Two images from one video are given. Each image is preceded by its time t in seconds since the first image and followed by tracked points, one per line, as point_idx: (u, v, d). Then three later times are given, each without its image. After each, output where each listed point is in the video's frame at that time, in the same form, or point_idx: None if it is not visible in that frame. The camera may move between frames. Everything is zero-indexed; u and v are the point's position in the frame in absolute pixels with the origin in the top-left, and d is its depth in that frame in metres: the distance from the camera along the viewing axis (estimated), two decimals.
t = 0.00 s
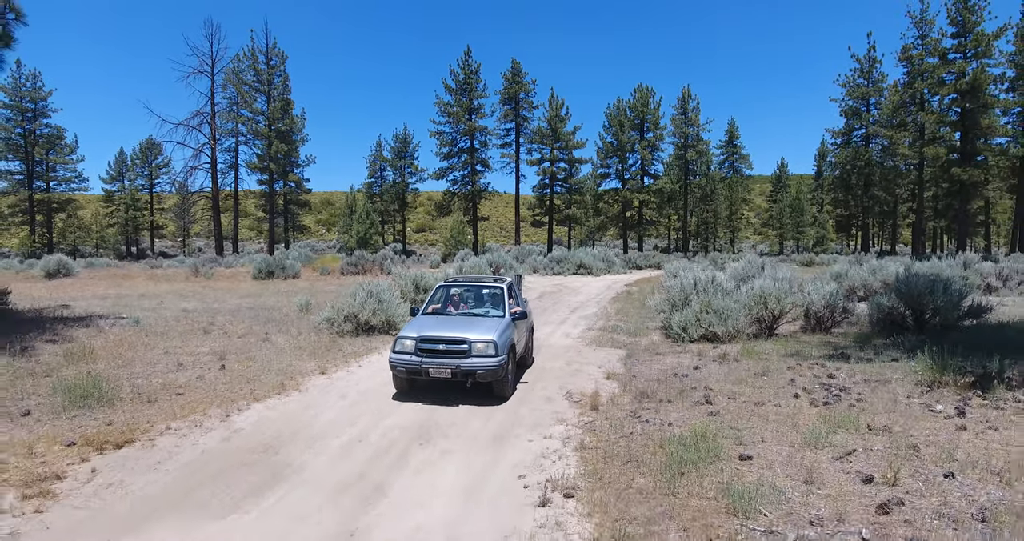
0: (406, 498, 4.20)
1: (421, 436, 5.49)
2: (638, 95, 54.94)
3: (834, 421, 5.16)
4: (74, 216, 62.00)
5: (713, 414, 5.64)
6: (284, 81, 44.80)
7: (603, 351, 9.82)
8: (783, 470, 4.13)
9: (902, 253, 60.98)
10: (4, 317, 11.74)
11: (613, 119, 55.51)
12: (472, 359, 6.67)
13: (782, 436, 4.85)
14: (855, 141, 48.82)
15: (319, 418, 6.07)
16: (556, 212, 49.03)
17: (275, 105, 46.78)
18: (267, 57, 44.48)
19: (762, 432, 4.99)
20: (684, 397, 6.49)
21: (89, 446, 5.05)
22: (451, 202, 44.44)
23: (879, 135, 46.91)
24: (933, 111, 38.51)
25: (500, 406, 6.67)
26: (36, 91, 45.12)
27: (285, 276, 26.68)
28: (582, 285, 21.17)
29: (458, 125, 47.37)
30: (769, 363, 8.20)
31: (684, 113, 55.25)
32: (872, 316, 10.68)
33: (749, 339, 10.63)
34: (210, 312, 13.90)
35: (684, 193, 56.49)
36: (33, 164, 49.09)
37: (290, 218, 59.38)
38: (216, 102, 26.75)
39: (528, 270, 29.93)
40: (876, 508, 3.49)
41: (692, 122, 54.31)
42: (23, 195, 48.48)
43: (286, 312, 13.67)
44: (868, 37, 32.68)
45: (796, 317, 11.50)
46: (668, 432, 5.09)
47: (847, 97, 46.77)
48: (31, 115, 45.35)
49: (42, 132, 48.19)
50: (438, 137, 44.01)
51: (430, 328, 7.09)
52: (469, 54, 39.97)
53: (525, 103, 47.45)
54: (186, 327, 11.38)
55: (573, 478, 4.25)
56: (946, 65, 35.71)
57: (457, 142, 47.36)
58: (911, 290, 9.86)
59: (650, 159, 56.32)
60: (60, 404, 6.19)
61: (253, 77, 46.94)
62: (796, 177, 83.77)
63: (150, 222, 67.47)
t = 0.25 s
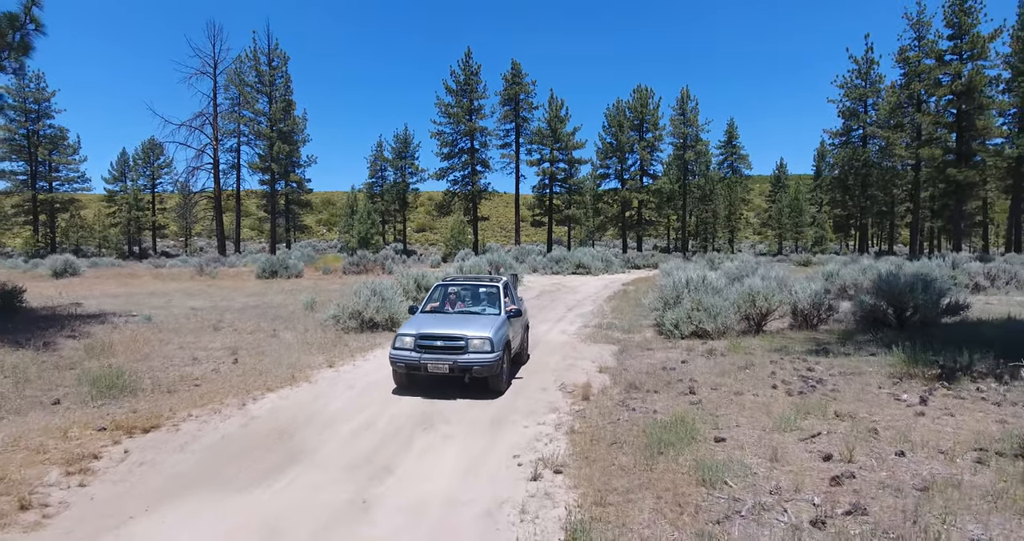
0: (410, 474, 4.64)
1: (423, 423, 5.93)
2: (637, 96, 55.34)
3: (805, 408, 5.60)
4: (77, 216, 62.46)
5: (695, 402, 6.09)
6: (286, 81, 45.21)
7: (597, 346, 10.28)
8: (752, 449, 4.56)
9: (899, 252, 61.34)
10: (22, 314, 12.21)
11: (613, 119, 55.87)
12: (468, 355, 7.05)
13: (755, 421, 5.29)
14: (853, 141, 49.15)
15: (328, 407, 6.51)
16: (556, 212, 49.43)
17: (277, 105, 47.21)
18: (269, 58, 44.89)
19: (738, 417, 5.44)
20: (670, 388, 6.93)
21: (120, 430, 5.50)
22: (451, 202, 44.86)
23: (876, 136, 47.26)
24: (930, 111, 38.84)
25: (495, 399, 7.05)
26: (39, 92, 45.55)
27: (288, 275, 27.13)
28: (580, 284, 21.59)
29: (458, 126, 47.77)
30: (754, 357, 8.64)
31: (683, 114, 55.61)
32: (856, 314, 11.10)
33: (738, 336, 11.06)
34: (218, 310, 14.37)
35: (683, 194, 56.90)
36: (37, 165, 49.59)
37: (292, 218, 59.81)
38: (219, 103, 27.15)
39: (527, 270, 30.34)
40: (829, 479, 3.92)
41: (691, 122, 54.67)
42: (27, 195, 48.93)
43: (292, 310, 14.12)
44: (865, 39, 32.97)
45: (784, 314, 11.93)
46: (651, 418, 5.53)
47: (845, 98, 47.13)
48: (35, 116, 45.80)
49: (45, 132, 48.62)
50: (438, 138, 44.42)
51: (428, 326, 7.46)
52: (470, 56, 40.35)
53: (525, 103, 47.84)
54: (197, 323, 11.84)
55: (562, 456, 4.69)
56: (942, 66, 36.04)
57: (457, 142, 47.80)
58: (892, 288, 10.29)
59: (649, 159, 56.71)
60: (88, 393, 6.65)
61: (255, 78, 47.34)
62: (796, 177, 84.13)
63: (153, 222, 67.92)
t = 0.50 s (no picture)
0: (414, 455, 5.10)
1: (425, 412, 6.38)
2: (636, 97, 55.76)
3: (777, 396, 6.08)
4: (79, 215, 62.88)
5: (677, 391, 6.59)
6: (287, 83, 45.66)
7: (591, 343, 10.76)
8: (725, 432, 5.02)
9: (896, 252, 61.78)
10: (38, 312, 12.69)
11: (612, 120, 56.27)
12: (464, 351, 7.44)
13: (732, 409, 5.74)
14: (851, 142, 49.54)
15: (336, 398, 6.95)
16: (555, 212, 49.88)
17: (278, 106, 47.65)
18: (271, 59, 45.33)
19: (715, 405, 5.92)
20: (656, 380, 7.42)
21: (146, 417, 5.97)
22: (452, 202, 45.27)
23: (873, 137, 47.69)
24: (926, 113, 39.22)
25: (490, 394, 7.45)
26: (42, 93, 45.95)
27: (291, 275, 27.59)
28: (578, 284, 22.03)
29: (459, 127, 48.23)
30: (739, 352, 9.12)
31: (682, 115, 56.02)
32: (841, 311, 11.56)
33: (728, 333, 11.52)
34: (226, 308, 14.84)
35: (682, 194, 57.31)
36: (40, 165, 50.02)
37: (293, 218, 60.26)
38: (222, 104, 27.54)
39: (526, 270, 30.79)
40: (791, 457, 4.38)
41: (690, 123, 55.07)
42: (30, 195, 49.34)
43: (297, 308, 14.59)
44: (862, 40, 33.29)
45: (773, 312, 12.38)
46: (636, 407, 5.97)
47: (842, 99, 47.54)
48: (38, 116, 46.20)
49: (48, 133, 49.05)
50: (439, 139, 44.87)
51: (426, 324, 7.85)
52: (470, 57, 40.78)
53: (525, 104, 48.30)
54: (207, 321, 12.31)
55: (552, 440, 5.14)
56: (939, 68, 36.40)
57: (458, 143, 48.24)
58: (874, 287, 10.74)
59: (648, 160, 57.15)
60: (113, 384, 7.11)
61: (257, 79, 47.78)
62: (795, 177, 84.49)
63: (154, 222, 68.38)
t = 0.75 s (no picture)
0: (419, 440, 5.53)
1: (428, 402, 6.82)
2: (636, 97, 56.20)
3: (756, 387, 6.53)
4: (83, 215, 63.43)
5: (664, 383, 7.02)
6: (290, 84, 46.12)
7: (587, 339, 11.22)
8: (704, 418, 5.46)
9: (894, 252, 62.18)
10: (54, 309, 13.16)
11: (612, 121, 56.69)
12: (462, 349, 7.65)
13: (713, 398, 6.18)
14: (849, 143, 49.90)
15: (344, 390, 7.38)
16: (555, 212, 50.32)
17: (280, 107, 48.11)
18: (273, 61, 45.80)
19: (698, 394, 6.37)
20: (646, 373, 7.87)
21: (169, 405, 6.43)
22: (452, 202, 45.74)
23: (871, 137, 48.07)
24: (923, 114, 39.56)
25: (487, 390, 7.63)
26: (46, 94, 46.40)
27: (294, 274, 28.05)
28: (577, 283, 22.51)
29: (459, 127, 48.68)
30: (727, 348, 9.57)
31: (681, 115, 56.42)
32: (828, 310, 11.99)
33: (718, 330, 11.97)
34: (234, 306, 15.30)
35: (681, 194, 57.76)
36: (44, 165, 50.51)
37: (295, 218, 60.73)
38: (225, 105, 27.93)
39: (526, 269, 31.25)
40: (761, 439, 4.81)
41: (689, 123, 55.51)
42: (34, 194, 49.85)
43: (303, 306, 15.06)
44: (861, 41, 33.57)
45: (763, 310, 12.81)
46: (624, 398, 6.40)
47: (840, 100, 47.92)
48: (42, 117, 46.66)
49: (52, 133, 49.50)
50: (440, 139, 45.31)
51: (424, 322, 8.09)
52: (470, 58, 41.18)
53: (525, 105, 48.72)
54: (217, 318, 12.77)
55: (546, 425, 5.57)
56: (935, 70, 36.75)
57: (458, 143, 48.73)
58: (858, 287, 11.16)
59: (648, 160, 57.56)
60: (135, 376, 7.58)
61: (259, 80, 48.24)
62: (794, 177, 84.86)
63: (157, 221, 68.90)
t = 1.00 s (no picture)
0: (425, 425, 5.98)
1: (431, 394, 7.25)
2: (635, 98, 56.60)
3: (739, 379, 6.98)
4: (86, 215, 63.89)
5: (653, 376, 7.46)
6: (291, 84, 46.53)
7: (583, 336, 11.68)
8: (688, 406, 5.90)
9: (892, 251, 62.60)
10: (69, 308, 13.61)
11: (612, 121, 57.08)
12: (460, 346, 7.91)
13: (698, 390, 6.61)
14: (847, 143, 50.28)
15: (350, 384, 7.80)
16: (555, 212, 50.74)
17: (281, 107, 48.54)
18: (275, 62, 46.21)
19: (684, 386, 6.82)
20: (637, 367, 8.32)
21: (190, 396, 6.87)
22: (453, 202, 46.22)
23: (868, 137, 48.44)
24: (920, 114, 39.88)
25: (484, 386, 7.88)
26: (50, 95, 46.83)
27: (297, 273, 28.49)
28: (575, 283, 22.96)
29: (460, 128, 49.10)
30: (716, 344, 10.02)
31: (680, 116, 56.80)
32: (816, 308, 12.43)
33: (710, 328, 12.41)
34: (241, 305, 15.74)
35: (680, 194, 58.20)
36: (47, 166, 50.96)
37: (296, 219, 61.15)
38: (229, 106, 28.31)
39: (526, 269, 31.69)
40: (737, 423, 5.25)
41: (688, 124, 55.92)
42: (38, 194, 50.28)
43: (308, 305, 15.52)
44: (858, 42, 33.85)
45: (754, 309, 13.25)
46: (615, 389, 6.83)
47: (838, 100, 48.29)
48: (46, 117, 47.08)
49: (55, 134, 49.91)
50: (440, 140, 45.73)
51: (424, 321, 8.36)
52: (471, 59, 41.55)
53: (525, 106, 49.10)
54: (226, 316, 13.23)
55: (542, 413, 6.02)
56: (931, 71, 37.08)
57: (459, 144, 49.19)
58: (844, 286, 11.59)
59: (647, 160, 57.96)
60: (155, 369, 8.04)
61: (261, 81, 48.64)
62: (793, 177, 85.26)
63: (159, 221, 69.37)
